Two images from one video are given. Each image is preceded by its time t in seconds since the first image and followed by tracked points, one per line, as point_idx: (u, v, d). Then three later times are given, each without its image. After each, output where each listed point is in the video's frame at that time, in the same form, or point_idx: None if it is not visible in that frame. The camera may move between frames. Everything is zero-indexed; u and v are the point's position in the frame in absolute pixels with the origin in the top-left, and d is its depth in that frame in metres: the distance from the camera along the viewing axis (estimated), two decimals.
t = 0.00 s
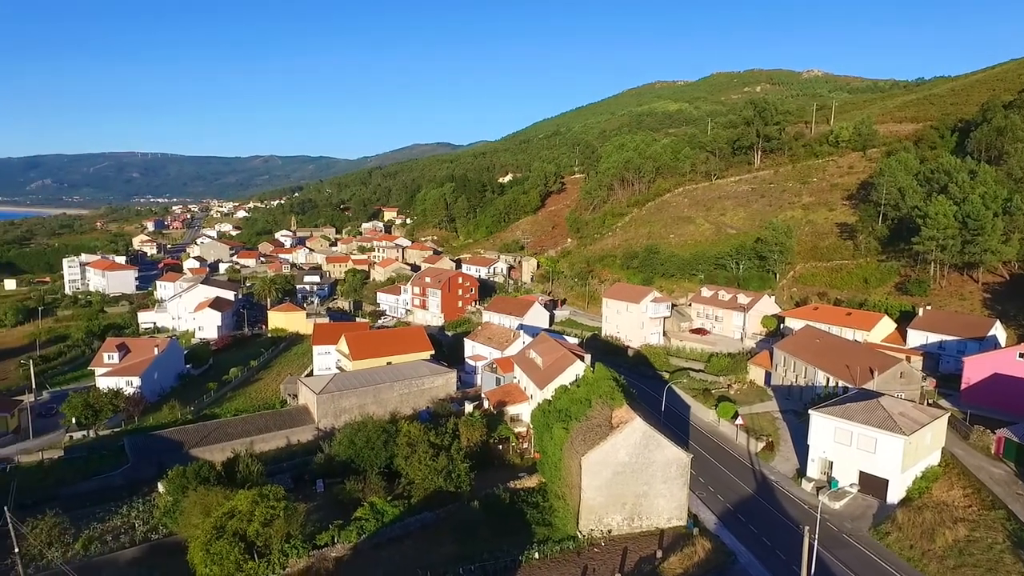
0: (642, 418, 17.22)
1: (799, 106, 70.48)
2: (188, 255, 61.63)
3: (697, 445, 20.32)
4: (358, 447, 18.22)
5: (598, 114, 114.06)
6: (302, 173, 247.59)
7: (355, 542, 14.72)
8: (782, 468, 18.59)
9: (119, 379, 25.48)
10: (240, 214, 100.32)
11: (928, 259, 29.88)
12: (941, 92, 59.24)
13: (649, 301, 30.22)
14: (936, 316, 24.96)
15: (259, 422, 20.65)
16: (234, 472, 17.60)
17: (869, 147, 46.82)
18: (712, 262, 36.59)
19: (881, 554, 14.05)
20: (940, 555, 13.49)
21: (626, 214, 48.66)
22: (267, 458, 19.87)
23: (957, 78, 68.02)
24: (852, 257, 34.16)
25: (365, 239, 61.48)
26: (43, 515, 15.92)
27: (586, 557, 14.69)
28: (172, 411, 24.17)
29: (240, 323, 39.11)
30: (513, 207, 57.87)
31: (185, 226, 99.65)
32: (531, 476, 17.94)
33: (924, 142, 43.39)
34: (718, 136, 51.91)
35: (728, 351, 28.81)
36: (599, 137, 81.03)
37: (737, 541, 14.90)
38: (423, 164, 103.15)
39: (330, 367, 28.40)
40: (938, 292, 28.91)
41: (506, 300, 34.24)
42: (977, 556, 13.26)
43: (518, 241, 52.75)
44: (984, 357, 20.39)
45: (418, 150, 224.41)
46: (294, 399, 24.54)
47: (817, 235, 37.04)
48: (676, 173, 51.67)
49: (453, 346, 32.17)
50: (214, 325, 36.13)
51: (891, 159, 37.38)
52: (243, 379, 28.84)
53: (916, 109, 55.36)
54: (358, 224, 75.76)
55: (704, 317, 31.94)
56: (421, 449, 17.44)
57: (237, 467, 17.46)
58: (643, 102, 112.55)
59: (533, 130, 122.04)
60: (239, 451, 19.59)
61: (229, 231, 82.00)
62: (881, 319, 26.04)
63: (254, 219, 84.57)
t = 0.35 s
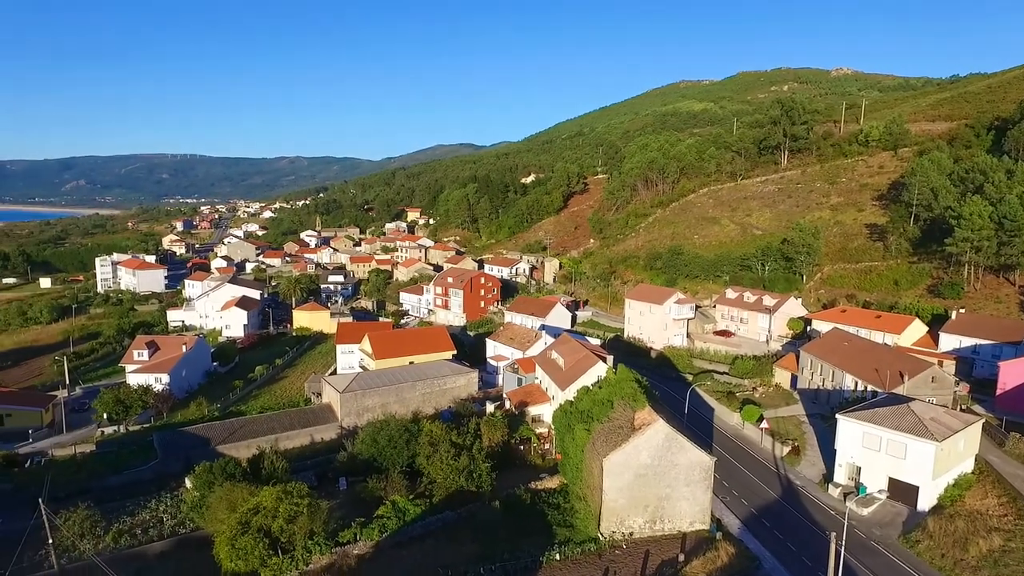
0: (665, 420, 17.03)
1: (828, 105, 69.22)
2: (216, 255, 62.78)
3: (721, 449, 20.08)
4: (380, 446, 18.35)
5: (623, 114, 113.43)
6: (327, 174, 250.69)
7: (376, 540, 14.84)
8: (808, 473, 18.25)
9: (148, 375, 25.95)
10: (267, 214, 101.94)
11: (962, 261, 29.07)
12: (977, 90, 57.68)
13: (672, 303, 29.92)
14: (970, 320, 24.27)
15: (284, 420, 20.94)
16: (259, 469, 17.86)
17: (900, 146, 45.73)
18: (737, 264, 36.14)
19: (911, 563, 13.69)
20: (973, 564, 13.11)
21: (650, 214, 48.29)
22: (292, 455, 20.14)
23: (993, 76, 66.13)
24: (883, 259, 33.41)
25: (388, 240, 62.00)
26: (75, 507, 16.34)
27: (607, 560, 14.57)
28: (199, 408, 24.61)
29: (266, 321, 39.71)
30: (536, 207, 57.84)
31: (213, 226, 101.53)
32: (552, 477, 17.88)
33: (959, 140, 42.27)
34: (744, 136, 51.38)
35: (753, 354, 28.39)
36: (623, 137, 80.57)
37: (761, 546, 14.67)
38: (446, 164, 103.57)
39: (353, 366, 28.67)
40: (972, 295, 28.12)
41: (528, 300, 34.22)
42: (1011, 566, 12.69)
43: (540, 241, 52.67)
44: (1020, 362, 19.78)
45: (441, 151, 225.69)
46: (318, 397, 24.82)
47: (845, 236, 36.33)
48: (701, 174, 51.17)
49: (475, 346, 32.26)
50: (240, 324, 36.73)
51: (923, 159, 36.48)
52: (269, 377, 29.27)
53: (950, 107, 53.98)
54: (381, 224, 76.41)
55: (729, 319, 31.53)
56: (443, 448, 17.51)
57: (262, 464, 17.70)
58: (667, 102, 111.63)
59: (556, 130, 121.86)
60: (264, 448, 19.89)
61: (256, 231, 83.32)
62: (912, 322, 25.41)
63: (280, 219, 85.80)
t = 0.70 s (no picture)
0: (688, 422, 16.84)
1: (859, 104, 67.84)
2: (243, 254, 63.86)
3: (745, 452, 19.79)
4: (403, 445, 18.46)
5: (647, 114, 112.63)
6: (352, 174, 253.53)
7: (398, 538, 14.92)
8: (836, 478, 17.90)
9: (177, 372, 26.45)
10: (293, 214, 103.49)
11: (998, 263, 28.24)
12: (1015, 87, 56.02)
13: (696, 304, 29.57)
14: (1006, 324, 23.56)
15: (308, 418, 21.19)
16: (284, 466, 18.11)
17: (934, 145, 44.59)
18: (763, 265, 35.65)
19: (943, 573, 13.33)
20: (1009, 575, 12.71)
21: (674, 215, 47.84)
22: (316, 453, 20.37)
23: None
24: (914, 261, 32.62)
25: (411, 240, 62.44)
26: (106, 500, 16.73)
27: (629, 563, 14.45)
28: (225, 405, 25.05)
29: (291, 320, 40.26)
30: (559, 208, 57.70)
31: (241, 226, 103.33)
32: (574, 478, 17.81)
33: (995, 139, 41.08)
34: (771, 135, 50.82)
35: (779, 356, 27.95)
36: (647, 138, 80.01)
37: (787, 552, 14.41)
38: (470, 165, 103.87)
39: (376, 366, 28.91)
40: (1009, 298, 27.29)
41: (551, 301, 34.17)
42: None
43: (563, 242, 52.52)
44: None
45: (464, 152, 226.53)
46: (341, 396, 25.08)
47: (875, 237, 35.56)
48: (726, 174, 50.59)
49: (496, 346, 32.31)
50: (266, 322, 37.30)
51: (957, 158, 35.55)
52: (294, 376, 29.67)
53: (987, 105, 52.55)
54: (405, 224, 76.96)
55: (754, 321, 31.08)
56: (465, 448, 17.56)
57: (287, 461, 17.95)
58: (692, 102, 110.54)
59: (579, 130, 121.48)
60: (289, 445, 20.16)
61: (282, 231, 84.54)
62: (945, 326, 24.76)
63: (306, 220, 86.92)
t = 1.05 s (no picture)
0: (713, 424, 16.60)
1: (891, 102, 66.34)
2: (270, 254, 64.88)
3: (771, 456, 19.47)
4: (425, 444, 18.54)
5: (672, 113, 111.61)
6: (377, 175, 255.90)
7: (420, 537, 14.97)
8: (865, 484, 17.51)
9: (206, 370, 26.98)
10: (318, 214, 104.88)
11: None
12: None
13: (722, 306, 29.17)
14: None
15: (332, 416, 21.44)
16: (308, 463, 18.33)
17: (970, 144, 43.36)
18: (790, 266, 35.07)
19: None
20: None
21: (699, 215, 47.32)
22: (339, 451, 20.58)
23: None
24: (948, 263, 31.76)
25: (435, 240, 62.78)
26: (137, 494, 17.11)
27: (651, 566, 14.30)
28: (252, 403, 25.46)
29: (316, 319, 40.74)
30: (582, 208, 57.46)
31: (268, 226, 105.04)
32: (596, 480, 17.70)
33: None
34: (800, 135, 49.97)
35: (806, 359, 27.45)
36: (672, 137, 79.29)
37: (813, 558, 14.14)
38: (493, 165, 104.00)
39: (400, 365, 29.11)
40: None
41: (574, 302, 34.05)
42: None
43: (587, 243, 52.27)
44: None
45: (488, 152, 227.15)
46: (365, 394, 25.30)
47: (908, 239, 34.71)
48: (753, 174, 49.89)
49: (519, 347, 32.34)
50: (292, 321, 37.81)
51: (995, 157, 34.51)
52: (319, 374, 30.03)
53: None
54: (428, 225, 77.39)
55: (781, 324, 30.57)
56: (487, 448, 17.58)
57: (311, 458, 18.17)
58: (718, 101, 109.30)
59: (604, 130, 120.94)
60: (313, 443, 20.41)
61: (308, 231, 85.65)
62: (981, 330, 24.05)
63: (331, 220, 87.91)
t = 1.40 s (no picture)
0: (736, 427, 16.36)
1: (924, 100, 64.75)
2: (295, 254, 65.76)
3: (796, 460, 19.14)
4: (446, 443, 18.60)
5: (697, 113, 110.46)
6: (400, 175, 257.93)
7: (441, 536, 15.03)
8: (893, 490, 17.14)
9: (232, 367, 27.43)
10: (343, 215, 106.07)
11: None
12: None
13: (747, 307, 28.76)
14: None
15: (354, 414, 21.64)
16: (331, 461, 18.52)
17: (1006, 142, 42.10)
18: (817, 267, 34.48)
19: None
20: None
21: (724, 216, 46.76)
22: (362, 449, 20.77)
23: None
24: (982, 265, 30.88)
25: (457, 240, 63.02)
26: (164, 489, 17.45)
27: (672, 569, 14.17)
28: (277, 400, 25.83)
29: (340, 318, 41.16)
30: (605, 209, 57.18)
31: (293, 227, 106.50)
32: (617, 482, 17.60)
33: None
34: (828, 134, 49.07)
35: (833, 363, 26.95)
36: (696, 137, 78.52)
37: (838, 564, 13.88)
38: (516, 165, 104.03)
39: (422, 364, 29.27)
40: None
41: (596, 303, 33.88)
42: None
43: (609, 243, 51.98)
44: None
45: (511, 153, 227.46)
46: (387, 393, 25.49)
47: (940, 240, 33.83)
48: (779, 174, 49.14)
49: (541, 347, 32.32)
50: (316, 320, 38.26)
51: None
52: (342, 373, 30.35)
53: None
54: (451, 225, 77.72)
55: (807, 326, 30.05)
56: (508, 448, 17.59)
57: (334, 456, 18.36)
58: (744, 100, 107.93)
59: (627, 130, 120.27)
60: (336, 441, 20.63)
61: (332, 231, 86.65)
62: (1017, 334, 23.32)
63: (355, 220, 88.77)
